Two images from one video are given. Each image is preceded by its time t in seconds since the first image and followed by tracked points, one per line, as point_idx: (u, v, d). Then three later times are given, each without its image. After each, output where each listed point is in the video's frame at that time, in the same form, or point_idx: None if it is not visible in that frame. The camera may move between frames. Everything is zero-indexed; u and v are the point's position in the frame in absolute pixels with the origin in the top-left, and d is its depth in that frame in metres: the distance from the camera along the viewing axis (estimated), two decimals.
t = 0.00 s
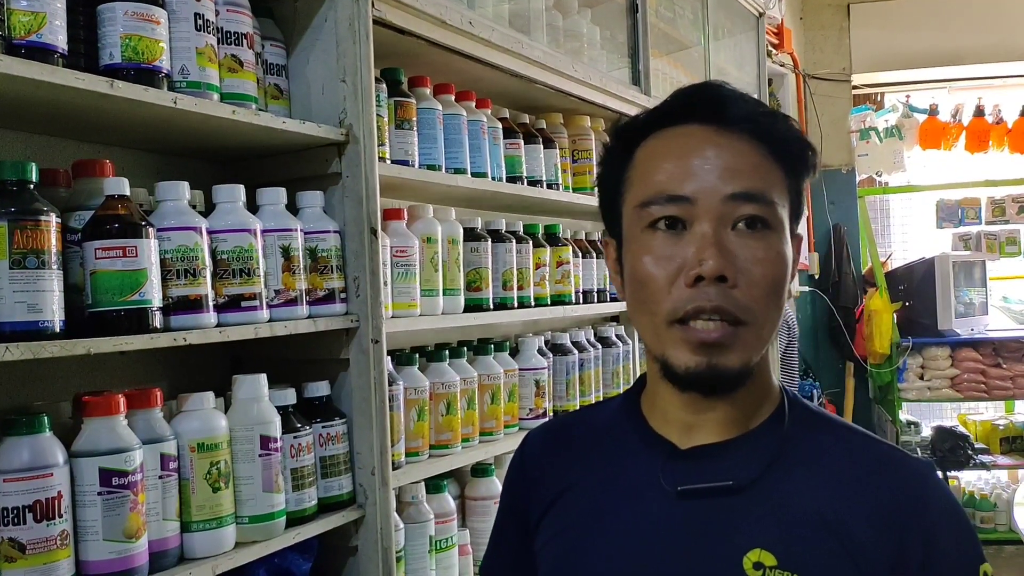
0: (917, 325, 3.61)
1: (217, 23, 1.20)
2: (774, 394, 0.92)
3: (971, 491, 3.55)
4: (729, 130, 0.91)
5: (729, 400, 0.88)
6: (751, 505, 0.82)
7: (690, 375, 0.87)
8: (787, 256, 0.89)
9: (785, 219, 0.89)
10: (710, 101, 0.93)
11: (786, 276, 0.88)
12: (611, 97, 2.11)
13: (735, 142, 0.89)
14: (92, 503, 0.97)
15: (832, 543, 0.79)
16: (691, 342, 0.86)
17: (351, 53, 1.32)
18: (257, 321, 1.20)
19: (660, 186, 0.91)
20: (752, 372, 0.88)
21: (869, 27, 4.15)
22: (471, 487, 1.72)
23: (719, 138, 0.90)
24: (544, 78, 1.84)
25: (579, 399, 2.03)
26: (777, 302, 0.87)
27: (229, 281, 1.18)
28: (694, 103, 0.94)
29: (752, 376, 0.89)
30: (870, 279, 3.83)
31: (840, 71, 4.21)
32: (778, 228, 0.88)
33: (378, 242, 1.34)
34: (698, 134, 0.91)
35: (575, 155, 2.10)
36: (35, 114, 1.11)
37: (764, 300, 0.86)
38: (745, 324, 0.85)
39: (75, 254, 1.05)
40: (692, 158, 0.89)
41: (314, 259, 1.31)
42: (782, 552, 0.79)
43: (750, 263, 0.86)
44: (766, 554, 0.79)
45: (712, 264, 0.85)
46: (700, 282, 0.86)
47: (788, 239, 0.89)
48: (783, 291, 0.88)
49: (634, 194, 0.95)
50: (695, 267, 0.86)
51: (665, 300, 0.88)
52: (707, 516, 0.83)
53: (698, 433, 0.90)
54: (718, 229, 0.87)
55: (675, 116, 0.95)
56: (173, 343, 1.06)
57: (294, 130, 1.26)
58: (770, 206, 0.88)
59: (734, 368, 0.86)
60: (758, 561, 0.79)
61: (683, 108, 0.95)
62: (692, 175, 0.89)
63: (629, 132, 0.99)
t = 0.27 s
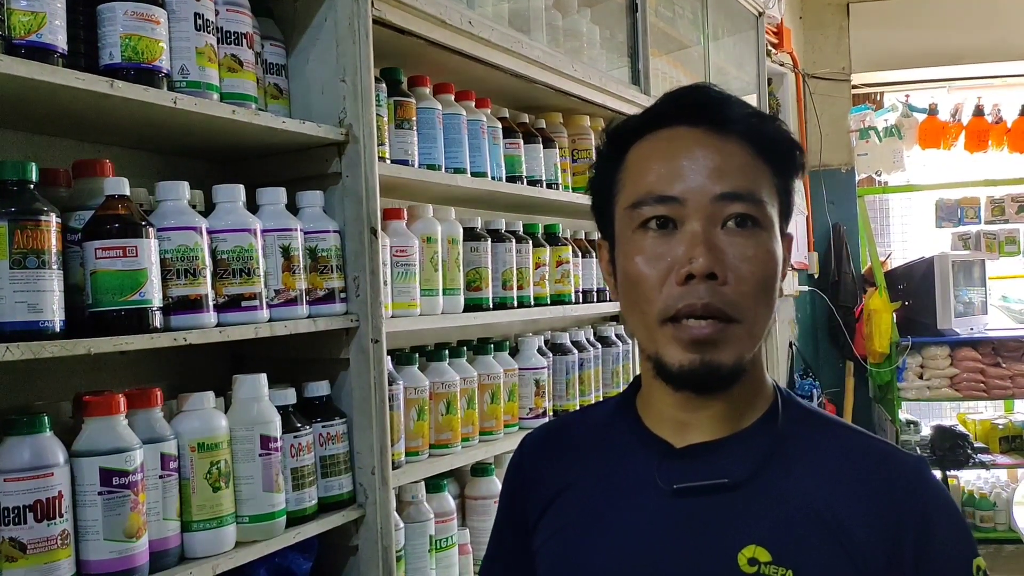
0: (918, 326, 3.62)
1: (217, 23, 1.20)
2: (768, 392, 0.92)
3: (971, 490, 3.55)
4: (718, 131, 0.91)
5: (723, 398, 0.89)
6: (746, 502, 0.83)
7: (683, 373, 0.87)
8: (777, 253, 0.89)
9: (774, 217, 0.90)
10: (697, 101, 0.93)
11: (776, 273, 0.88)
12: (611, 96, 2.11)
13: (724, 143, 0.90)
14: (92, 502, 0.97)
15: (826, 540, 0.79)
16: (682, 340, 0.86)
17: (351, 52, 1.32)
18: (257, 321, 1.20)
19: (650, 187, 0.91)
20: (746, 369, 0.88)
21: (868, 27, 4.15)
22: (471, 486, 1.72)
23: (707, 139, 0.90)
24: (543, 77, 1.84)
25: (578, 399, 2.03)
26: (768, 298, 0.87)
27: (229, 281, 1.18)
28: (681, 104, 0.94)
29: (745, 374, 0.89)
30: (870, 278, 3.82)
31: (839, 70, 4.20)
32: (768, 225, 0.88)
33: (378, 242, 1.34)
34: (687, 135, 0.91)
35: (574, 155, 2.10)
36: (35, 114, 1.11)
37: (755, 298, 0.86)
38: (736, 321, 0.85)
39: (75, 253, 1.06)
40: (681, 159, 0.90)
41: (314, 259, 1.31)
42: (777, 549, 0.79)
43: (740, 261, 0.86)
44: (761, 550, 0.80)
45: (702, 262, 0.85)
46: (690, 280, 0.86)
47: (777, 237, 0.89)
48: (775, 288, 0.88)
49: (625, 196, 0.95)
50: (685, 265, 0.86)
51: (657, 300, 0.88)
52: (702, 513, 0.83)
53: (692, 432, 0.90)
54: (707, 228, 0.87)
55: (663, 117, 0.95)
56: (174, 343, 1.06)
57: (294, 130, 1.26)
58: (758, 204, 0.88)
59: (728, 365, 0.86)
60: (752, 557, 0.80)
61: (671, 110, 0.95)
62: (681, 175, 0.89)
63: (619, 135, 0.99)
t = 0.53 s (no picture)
0: (918, 326, 3.62)
1: (218, 22, 1.20)
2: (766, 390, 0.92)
3: (971, 490, 3.55)
4: (713, 131, 0.91)
5: (719, 397, 0.89)
6: (743, 499, 0.83)
7: (679, 372, 0.87)
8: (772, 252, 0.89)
9: (768, 216, 0.89)
10: (690, 101, 0.94)
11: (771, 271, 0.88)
12: (611, 96, 2.11)
13: (719, 143, 0.90)
14: (92, 501, 0.97)
15: (823, 538, 0.79)
16: (678, 339, 0.86)
17: (352, 52, 1.32)
18: (258, 320, 1.20)
19: (644, 187, 0.91)
20: (741, 367, 0.88)
21: (868, 26, 4.15)
22: (472, 486, 1.72)
23: (700, 139, 0.90)
24: (543, 77, 1.84)
25: (578, 398, 2.03)
26: (763, 296, 0.87)
27: (230, 280, 1.18)
28: (675, 104, 0.94)
29: (740, 372, 0.89)
30: (870, 277, 3.81)
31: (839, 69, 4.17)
32: (763, 224, 0.88)
33: (378, 241, 1.34)
34: (682, 135, 0.91)
35: (574, 154, 2.10)
36: (35, 113, 1.11)
37: (750, 295, 0.86)
38: (731, 319, 0.85)
39: (76, 252, 1.06)
40: (675, 159, 0.90)
41: (314, 258, 1.31)
42: (774, 546, 0.80)
43: (735, 259, 0.86)
44: (757, 548, 0.80)
45: (697, 260, 0.85)
46: (685, 278, 0.86)
47: (772, 235, 0.89)
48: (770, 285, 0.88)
49: (620, 196, 0.95)
50: (680, 264, 0.86)
51: (653, 298, 0.88)
52: (700, 511, 0.83)
53: (688, 431, 0.90)
54: (701, 226, 0.87)
55: (657, 118, 0.95)
56: (174, 342, 1.06)
57: (294, 129, 1.26)
58: (752, 203, 0.88)
59: (724, 363, 0.86)
60: (749, 554, 0.80)
61: (665, 110, 0.95)
62: (676, 175, 0.89)
63: (614, 136, 0.99)
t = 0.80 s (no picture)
0: (917, 326, 3.62)
1: (218, 21, 1.20)
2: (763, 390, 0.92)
3: (970, 490, 3.56)
4: (727, 128, 0.91)
5: (721, 393, 0.89)
6: (742, 500, 0.83)
7: (685, 365, 0.86)
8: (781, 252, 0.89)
9: (778, 216, 0.90)
10: (708, 97, 0.94)
11: (780, 271, 0.88)
12: (611, 96, 2.11)
13: (732, 141, 0.90)
14: (92, 501, 0.97)
15: (821, 538, 0.79)
16: (686, 332, 0.86)
17: (352, 51, 1.32)
18: (257, 320, 1.20)
19: (658, 179, 0.91)
20: (747, 365, 0.88)
21: (868, 27, 4.15)
22: (471, 485, 1.72)
23: (715, 136, 0.90)
24: (544, 77, 1.84)
25: (578, 398, 2.03)
26: (771, 295, 0.87)
27: (229, 280, 1.18)
28: (694, 100, 0.95)
29: (744, 370, 0.89)
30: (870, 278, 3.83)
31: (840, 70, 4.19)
32: (773, 223, 0.88)
33: (377, 241, 1.34)
34: (697, 131, 0.91)
35: (574, 154, 2.10)
36: (36, 112, 1.11)
37: (759, 292, 0.86)
38: (739, 315, 0.85)
39: (75, 252, 1.05)
40: (689, 154, 0.90)
41: (314, 258, 1.31)
42: (773, 546, 0.80)
43: (746, 256, 0.86)
44: (756, 549, 0.80)
45: (710, 254, 0.85)
46: (697, 272, 0.86)
47: (781, 236, 0.90)
48: (778, 285, 0.88)
49: (632, 188, 0.95)
50: (692, 257, 0.86)
51: (661, 291, 0.88)
52: (699, 512, 0.83)
53: (688, 430, 0.90)
54: (714, 222, 0.87)
55: (673, 112, 0.95)
56: (174, 342, 1.06)
57: (294, 128, 1.26)
58: (764, 201, 0.88)
59: (729, 359, 0.86)
60: (747, 555, 0.80)
61: (680, 106, 0.95)
62: (690, 170, 0.89)
63: (628, 128, 0.99)
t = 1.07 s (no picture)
0: (917, 326, 3.62)
1: (218, 21, 1.20)
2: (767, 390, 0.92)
3: (970, 490, 3.56)
4: (732, 128, 0.91)
5: (727, 395, 0.89)
6: (745, 501, 0.83)
7: (693, 369, 0.86)
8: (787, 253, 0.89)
9: (784, 217, 0.90)
10: (714, 98, 0.94)
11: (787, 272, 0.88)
12: (611, 96, 2.11)
13: (738, 141, 0.90)
14: (92, 501, 0.97)
15: (825, 539, 0.79)
16: (694, 335, 0.86)
17: (352, 50, 1.32)
18: (257, 320, 1.20)
19: (664, 182, 0.91)
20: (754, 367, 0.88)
21: (867, 27, 4.16)
22: (471, 485, 1.72)
23: (723, 137, 0.90)
24: (544, 76, 1.84)
25: (578, 398, 2.03)
26: (778, 296, 0.87)
27: (229, 280, 1.18)
28: (698, 102, 0.95)
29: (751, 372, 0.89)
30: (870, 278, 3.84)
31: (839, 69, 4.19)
32: (779, 224, 0.89)
33: (378, 241, 1.34)
34: (703, 131, 0.92)
35: (574, 154, 2.10)
36: (36, 112, 1.11)
37: (767, 294, 0.86)
38: (747, 317, 0.85)
39: (75, 252, 1.05)
40: (696, 155, 0.90)
41: (314, 258, 1.31)
42: (777, 548, 0.80)
43: (753, 257, 0.86)
44: (761, 551, 0.80)
45: (718, 256, 0.85)
46: (705, 274, 0.86)
47: (788, 237, 0.90)
48: (785, 286, 0.88)
49: (637, 190, 0.94)
50: (700, 259, 0.86)
51: (668, 294, 0.88)
52: (702, 513, 0.83)
53: (694, 430, 0.90)
54: (721, 224, 0.87)
55: (678, 113, 0.95)
56: (174, 341, 1.06)
57: (294, 128, 1.26)
58: (770, 203, 0.88)
59: (736, 362, 0.86)
60: (753, 557, 0.80)
61: (686, 106, 0.95)
62: (696, 171, 0.89)
63: (632, 129, 0.99)
